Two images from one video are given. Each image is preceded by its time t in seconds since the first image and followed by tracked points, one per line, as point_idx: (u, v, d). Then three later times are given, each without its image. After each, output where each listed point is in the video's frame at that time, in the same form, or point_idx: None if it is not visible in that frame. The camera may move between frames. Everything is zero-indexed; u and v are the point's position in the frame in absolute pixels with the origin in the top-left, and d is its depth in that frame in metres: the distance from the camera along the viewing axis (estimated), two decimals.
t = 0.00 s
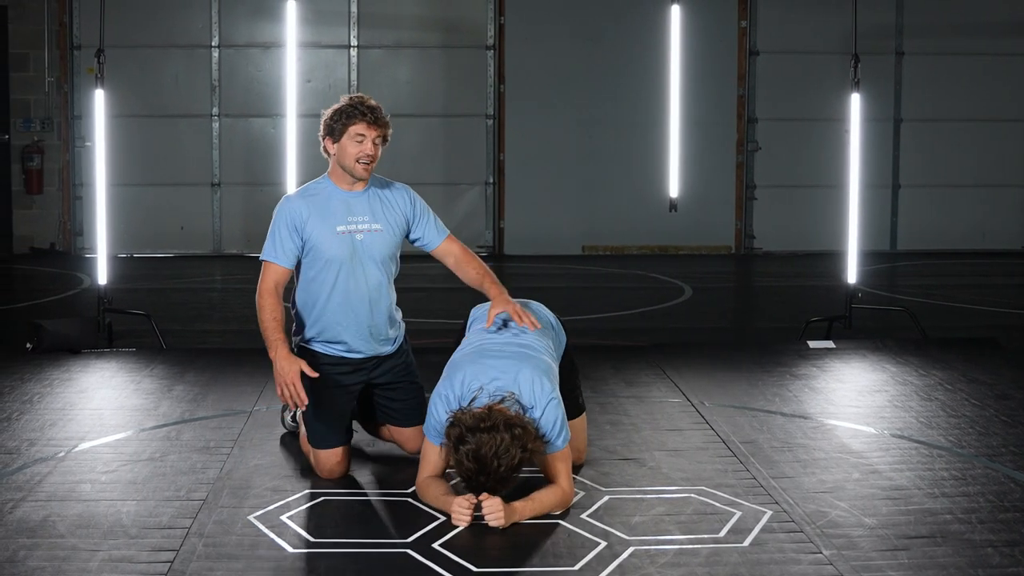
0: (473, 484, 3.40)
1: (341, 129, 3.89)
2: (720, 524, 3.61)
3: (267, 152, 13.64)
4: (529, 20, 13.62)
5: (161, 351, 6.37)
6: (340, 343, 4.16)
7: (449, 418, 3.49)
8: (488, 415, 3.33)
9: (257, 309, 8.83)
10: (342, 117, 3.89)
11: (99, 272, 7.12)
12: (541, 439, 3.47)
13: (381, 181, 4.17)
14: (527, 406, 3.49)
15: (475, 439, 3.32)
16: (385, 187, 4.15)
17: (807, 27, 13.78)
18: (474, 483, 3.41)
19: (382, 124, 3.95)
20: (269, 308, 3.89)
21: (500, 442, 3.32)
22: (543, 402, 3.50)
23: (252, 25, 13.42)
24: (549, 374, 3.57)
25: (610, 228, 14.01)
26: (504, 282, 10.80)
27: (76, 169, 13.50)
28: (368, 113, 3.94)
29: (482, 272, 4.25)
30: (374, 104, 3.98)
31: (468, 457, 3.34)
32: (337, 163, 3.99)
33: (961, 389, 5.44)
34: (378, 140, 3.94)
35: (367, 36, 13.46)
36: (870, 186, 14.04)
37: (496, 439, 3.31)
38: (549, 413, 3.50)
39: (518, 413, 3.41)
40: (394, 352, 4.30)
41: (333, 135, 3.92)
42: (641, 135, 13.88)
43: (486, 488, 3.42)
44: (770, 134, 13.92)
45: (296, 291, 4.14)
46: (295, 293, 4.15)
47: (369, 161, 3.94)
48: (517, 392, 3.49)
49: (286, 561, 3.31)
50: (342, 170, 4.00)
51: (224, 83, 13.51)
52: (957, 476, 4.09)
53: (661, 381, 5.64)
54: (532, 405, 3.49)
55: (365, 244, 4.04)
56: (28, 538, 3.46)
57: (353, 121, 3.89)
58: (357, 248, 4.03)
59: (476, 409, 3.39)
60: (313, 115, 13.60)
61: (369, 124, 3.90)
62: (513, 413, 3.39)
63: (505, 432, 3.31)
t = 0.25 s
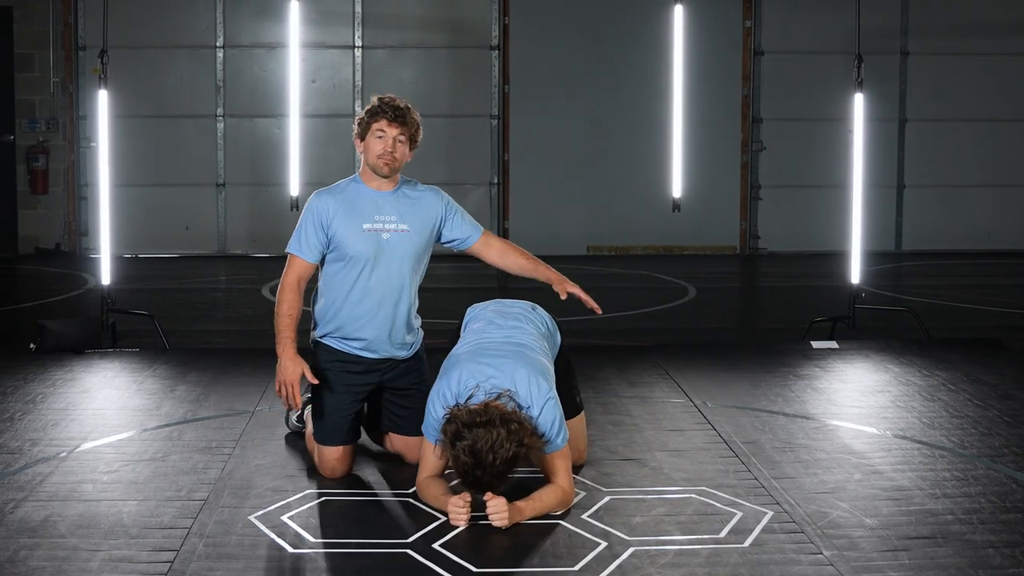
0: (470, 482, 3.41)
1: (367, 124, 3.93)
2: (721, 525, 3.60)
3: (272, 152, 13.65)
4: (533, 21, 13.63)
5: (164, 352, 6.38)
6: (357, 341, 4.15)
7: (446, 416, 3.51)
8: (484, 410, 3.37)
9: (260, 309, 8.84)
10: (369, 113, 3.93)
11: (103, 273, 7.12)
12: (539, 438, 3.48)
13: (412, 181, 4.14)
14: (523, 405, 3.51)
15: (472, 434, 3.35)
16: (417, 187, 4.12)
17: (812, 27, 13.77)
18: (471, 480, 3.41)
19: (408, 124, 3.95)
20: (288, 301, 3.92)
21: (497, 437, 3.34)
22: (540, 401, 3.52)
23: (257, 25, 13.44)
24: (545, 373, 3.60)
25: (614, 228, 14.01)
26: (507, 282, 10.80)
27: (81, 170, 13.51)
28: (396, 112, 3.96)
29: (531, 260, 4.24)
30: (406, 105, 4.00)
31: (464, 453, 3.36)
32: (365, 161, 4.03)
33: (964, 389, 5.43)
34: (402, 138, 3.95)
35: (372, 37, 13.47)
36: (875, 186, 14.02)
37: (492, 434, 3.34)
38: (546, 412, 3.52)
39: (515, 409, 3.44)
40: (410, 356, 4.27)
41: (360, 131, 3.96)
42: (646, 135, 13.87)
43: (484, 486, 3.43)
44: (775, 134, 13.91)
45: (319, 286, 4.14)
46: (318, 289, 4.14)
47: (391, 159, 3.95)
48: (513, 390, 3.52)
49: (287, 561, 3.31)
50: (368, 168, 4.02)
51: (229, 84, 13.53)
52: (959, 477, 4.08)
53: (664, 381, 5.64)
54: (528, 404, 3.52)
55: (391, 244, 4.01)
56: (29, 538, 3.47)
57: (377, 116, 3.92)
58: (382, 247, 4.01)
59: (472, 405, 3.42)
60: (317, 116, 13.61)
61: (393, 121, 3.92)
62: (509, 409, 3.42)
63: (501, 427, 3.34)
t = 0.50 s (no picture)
0: (472, 481, 3.42)
1: (404, 123, 3.98)
2: (721, 526, 3.60)
3: (276, 152, 13.67)
4: (537, 21, 13.62)
5: (167, 352, 6.39)
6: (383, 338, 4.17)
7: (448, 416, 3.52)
8: (486, 409, 3.37)
9: (264, 310, 8.84)
10: (405, 112, 3.98)
11: (106, 273, 7.13)
12: (542, 437, 3.49)
13: (448, 184, 4.19)
14: (525, 405, 3.52)
15: (474, 433, 3.35)
16: (450, 189, 4.17)
17: (816, 27, 13.75)
18: (473, 479, 3.41)
19: (444, 124, 3.99)
20: (312, 292, 4.02)
21: (500, 436, 3.35)
22: (542, 401, 3.53)
23: (261, 26, 13.45)
24: (548, 374, 3.61)
25: (618, 228, 14.00)
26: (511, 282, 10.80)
27: (86, 170, 13.54)
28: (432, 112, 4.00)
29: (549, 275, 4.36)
30: (442, 106, 4.04)
31: (466, 452, 3.36)
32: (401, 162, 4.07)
33: (967, 390, 5.42)
34: (438, 137, 3.99)
35: (376, 37, 13.48)
36: (880, 186, 14.00)
37: (495, 433, 3.34)
38: (548, 412, 3.53)
39: (518, 409, 3.45)
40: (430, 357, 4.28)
41: (397, 131, 4.01)
42: (650, 135, 13.86)
43: (485, 486, 3.44)
44: (779, 134, 13.90)
45: (348, 282, 4.19)
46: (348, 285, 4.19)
47: (427, 158, 3.99)
48: (515, 390, 3.52)
49: (287, 561, 3.31)
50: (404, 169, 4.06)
51: (234, 84, 13.54)
52: (961, 478, 4.07)
53: (666, 381, 5.65)
54: (530, 404, 3.53)
55: (423, 244, 4.05)
56: (29, 538, 3.48)
57: (413, 116, 3.96)
58: (414, 246, 4.05)
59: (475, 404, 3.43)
60: (322, 116, 13.62)
61: (429, 121, 3.96)
62: (513, 408, 3.42)
63: (504, 425, 3.35)
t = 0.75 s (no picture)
0: (475, 482, 3.42)
1: (418, 122, 4.04)
2: (721, 526, 3.60)
3: (280, 152, 13.68)
4: (541, 21, 13.62)
5: (170, 352, 6.39)
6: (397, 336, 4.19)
7: (451, 416, 3.52)
8: (489, 410, 3.37)
9: (266, 310, 8.85)
10: (420, 111, 4.04)
11: (108, 273, 7.14)
12: (544, 437, 3.49)
13: (464, 184, 4.22)
14: (527, 404, 3.52)
15: (477, 434, 3.36)
16: (466, 189, 4.20)
17: (820, 28, 13.75)
18: (476, 480, 3.41)
19: (458, 123, 4.04)
20: (326, 287, 4.05)
21: (503, 436, 3.35)
22: (544, 400, 3.54)
23: (265, 26, 13.46)
24: (550, 373, 3.61)
25: (622, 228, 13.99)
26: (514, 282, 10.80)
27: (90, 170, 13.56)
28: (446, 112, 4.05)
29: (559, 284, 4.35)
30: (456, 105, 4.09)
31: (470, 452, 3.36)
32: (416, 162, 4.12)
33: (969, 390, 5.42)
34: (452, 137, 4.04)
35: (380, 37, 13.49)
36: (884, 186, 13.99)
37: (499, 433, 3.35)
38: (550, 411, 3.53)
39: (522, 409, 3.45)
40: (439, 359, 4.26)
41: (412, 130, 4.07)
42: (653, 136, 13.86)
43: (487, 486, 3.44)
44: (784, 134, 13.89)
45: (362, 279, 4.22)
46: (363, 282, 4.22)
47: (442, 157, 4.03)
48: (517, 390, 3.53)
49: (286, 561, 3.32)
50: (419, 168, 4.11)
51: (237, 85, 13.56)
52: (962, 478, 4.07)
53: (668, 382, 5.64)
54: (532, 404, 3.53)
55: (437, 243, 4.08)
56: (30, 538, 3.48)
57: (427, 115, 4.02)
58: (429, 245, 4.07)
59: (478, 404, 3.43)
60: (326, 116, 13.62)
61: (442, 119, 4.01)
62: (517, 409, 3.43)
63: (507, 425, 3.35)
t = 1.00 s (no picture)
0: (475, 483, 3.42)
1: (424, 123, 4.05)
2: (721, 526, 3.60)
3: (285, 153, 13.70)
4: (545, 20, 13.62)
5: (172, 352, 6.40)
6: (403, 336, 4.20)
7: (452, 417, 3.53)
8: (490, 411, 3.37)
9: (270, 310, 8.86)
10: (425, 112, 4.06)
11: (111, 273, 7.14)
12: (544, 437, 3.49)
13: (469, 184, 4.22)
14: (528, 404, 3.52)
15: (478, 435, 3.36)
16: (471, 190, 4.20)
17: (825, 27, 13.73)
18: (477, 481, 3.41)
19: (462, 124, 4.05)
20: (335, 287, 4.02)
21: (504, 437, 3.35)
22: (545, 400, 3.53)
23: (269, 27, 13.48)
24: (550, 373, 3.61)
25: (627, 228, 13.99)
26: (518, 283, 10.80)
27: (95, 170, 13.58)
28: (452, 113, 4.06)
29: (557, 293, 4.33)
30: (462, 106, 4.11)
31: (470, 454, 3.36)
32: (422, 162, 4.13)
33: (972, 390, 5.41)
34: (457, 137, 4.05)
35: (384, 37, 13.50)
36: (889, 186, 13.98)
37: (499, 435, 3.35)
38: (551, 412, 3.53)
39: (523, 410, 3.45)
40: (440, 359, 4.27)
41: (417, 131, 4.08)
42: (657, 136, 13.85)
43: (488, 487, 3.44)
44: (788, 134, 13.88)
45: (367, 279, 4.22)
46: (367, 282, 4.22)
47: (447, 157, 4.04)
48: (518, 390, 3.53)
49: (286, 560, 3.32)
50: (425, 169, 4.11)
51: (242, 85, 13.57)
52: (963, 479, 4.06)
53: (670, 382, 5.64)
54: (533, 404, 3.53)
55: (443, 244, 4.08)
56: (30, 537, 3.48)
57: (432, 115, 4.03)
58: (435, 246, 4.07)
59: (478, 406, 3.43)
60: (330, 116, 13.63)
61: (447, 120, 4.03)
62: (518, 410, 3.42)
63: (508, 427, 3.35)
